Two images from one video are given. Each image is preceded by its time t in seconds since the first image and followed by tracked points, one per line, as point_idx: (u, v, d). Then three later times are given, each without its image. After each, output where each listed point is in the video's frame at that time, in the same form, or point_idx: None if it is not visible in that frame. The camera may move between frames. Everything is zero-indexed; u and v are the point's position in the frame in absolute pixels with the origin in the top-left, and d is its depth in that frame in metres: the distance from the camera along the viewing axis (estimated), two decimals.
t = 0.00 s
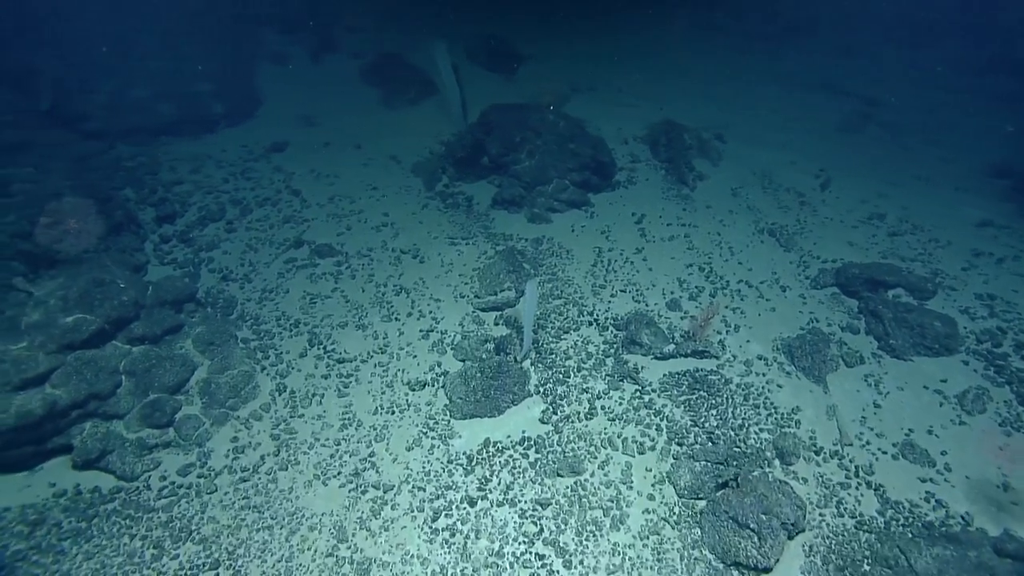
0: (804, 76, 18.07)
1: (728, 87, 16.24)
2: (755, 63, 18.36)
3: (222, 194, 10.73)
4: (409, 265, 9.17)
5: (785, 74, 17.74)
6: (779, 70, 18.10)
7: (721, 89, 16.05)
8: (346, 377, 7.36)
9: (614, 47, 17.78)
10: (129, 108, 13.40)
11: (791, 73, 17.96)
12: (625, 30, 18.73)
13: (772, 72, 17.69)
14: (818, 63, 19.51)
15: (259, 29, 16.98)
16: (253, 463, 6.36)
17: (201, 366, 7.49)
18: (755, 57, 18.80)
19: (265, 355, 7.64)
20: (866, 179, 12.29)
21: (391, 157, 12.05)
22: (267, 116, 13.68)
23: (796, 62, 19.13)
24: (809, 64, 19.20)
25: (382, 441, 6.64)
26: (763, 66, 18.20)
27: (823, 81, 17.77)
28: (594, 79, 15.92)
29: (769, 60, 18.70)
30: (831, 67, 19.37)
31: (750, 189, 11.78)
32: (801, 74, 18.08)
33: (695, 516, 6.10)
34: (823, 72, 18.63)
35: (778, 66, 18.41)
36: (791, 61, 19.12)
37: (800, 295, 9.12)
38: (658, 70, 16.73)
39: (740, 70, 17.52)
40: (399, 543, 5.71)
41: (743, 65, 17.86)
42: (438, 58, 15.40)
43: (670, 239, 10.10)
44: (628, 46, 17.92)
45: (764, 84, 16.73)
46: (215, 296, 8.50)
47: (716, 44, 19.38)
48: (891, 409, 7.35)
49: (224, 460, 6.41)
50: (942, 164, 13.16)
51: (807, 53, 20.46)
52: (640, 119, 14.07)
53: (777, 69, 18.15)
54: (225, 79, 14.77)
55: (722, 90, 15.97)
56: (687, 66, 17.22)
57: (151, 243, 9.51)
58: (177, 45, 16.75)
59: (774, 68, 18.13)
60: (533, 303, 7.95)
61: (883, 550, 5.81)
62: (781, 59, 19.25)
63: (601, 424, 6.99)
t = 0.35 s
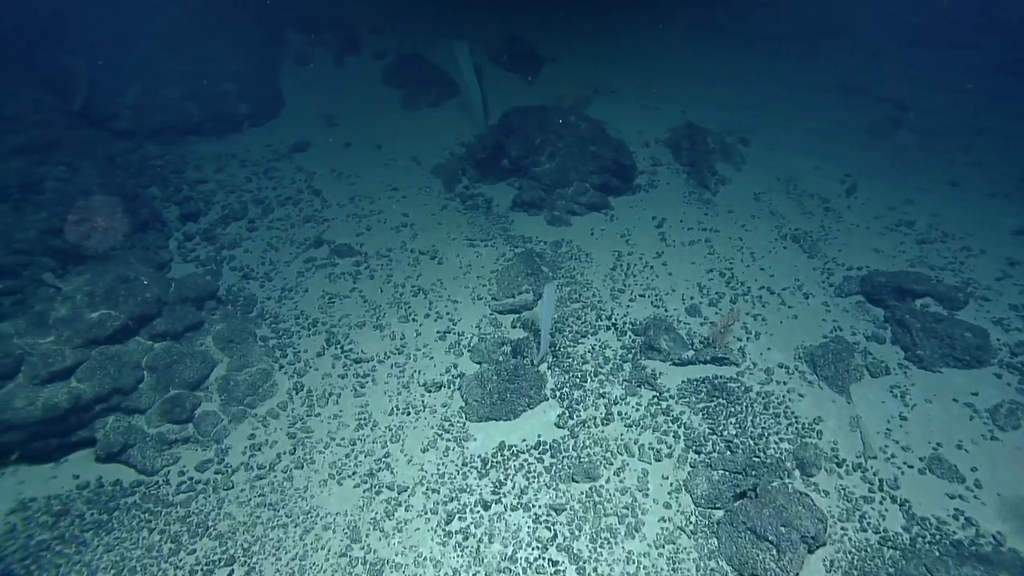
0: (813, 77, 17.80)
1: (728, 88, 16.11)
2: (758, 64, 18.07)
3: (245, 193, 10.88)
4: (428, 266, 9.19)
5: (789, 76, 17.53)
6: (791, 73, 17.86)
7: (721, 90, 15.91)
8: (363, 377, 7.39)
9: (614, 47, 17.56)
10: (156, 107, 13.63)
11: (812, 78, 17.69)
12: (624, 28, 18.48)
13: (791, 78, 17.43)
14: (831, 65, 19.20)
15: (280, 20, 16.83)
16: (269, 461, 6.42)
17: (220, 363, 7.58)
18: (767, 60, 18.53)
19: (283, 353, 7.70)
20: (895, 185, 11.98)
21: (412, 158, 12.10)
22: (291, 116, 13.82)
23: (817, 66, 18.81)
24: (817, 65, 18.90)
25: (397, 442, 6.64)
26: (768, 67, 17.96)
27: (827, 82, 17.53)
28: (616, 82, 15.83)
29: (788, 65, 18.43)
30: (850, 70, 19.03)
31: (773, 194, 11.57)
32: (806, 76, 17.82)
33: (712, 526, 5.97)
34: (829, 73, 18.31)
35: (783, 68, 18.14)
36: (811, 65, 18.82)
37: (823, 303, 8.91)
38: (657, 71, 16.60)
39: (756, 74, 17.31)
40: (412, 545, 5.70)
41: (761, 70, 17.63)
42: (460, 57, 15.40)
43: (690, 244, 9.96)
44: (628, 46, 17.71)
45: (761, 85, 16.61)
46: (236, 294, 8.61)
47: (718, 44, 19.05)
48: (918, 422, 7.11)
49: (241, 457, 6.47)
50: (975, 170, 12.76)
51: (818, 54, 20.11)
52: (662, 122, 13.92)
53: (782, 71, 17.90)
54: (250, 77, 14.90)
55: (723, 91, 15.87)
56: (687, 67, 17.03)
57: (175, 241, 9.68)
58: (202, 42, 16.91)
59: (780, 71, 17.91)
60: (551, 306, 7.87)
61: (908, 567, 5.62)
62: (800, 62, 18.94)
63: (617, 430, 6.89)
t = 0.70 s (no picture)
0: (826, 79, 17.47)
1: (736, 89, 15.91)
2: (765, 65, 17.75)
3: (266, 191, 11.01)
4: (445, 267, 9.19)
5: (798, 78, 17.22)
6: (805, 75, 17.56)
7: (734, 92, 15.73)
8: (379, 376, 7.41)
9: (614, 47, 17.34)
10: (183, 106, 13.87)
11: (834, 81, 17.39)
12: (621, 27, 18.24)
13: (810, 80, 17.12)
14: (848, 67, 18.86)
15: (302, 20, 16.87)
16: (285, 458, 6.46)
17: (239, 359, 7.66)
18: (783, 62, 18.23)
19: (301, 351, 7.75)
20: (924, 192, 11.66)
21: (431, 159, 12.13)
22: (313, 115, 13.94)
23: (836, 69, 18.50)
24: (830, 67, 18.59)
25: (411, 443, 6.64)
26: (778, 68, 17.67)
27: (832, 83, 17.23)
28: (637, 84, 15.71)
29: (807, 68, 18.11)
30: (872, 73, 18.66)
31: (797, 199, 11.35)
32: (818, 78, 17.49)
33: (728, 536, 5.85)
34: (841, 75, 17.98)
35: (793, 69, 17.83)
36: (832, 68, 18.51)
37: (847, 311, 8.69)
38: (669, 71, 16.46)
39: (772, 77, 17.05)
40: (424, 547, 5.68)
41: (780, 73, 17.35)
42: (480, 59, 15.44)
43: (711, 248, 9.81)
44: (629, 46, 17.50)
45: (774, 86, 16.38)
46: (256, 292, 8.70)
47: (722, 42, 18.65)
48: (946, 435, 6.88)
49: (257, 453, 6.52)
50: (1010, 176, 12.35)
51: (834, 56, 19.75)
52: (684, 125, 13.77)
53: (793, 73, 17.59)
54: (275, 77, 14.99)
55: (730, 92, 15.70)
56: (699, 68, 16.83)
57: (197, 238, 9.83)
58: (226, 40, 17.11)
59: (793, 72, 17.62)
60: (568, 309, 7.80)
61: None
62: (821, 65, 18.62)
63: (633, 436, 6.80)
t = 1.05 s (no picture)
0: (846, 81, 17.13)
1: (757, 91, 15.71)
2: (782, 65, 17.44)
3: (286, 189, 11.11)
4: (461, 267, 9.18)
5: (816, 80, 16.90)
6: (825, 77, 17.24)
7: (755, 94, 15.54)
8: (393, 375, 7.42)
9: (635, 48, 17.24)
10: (206, 103, 14.04)
11: (857, 84, 17.04)
12: (635, 27, 18.07)
13: (830, 82, 16.80)
14: (870, 69, 18.48)
15: (324, 18, 16.88)
16: (299, 455, 6.50)
17: (255, 356, 7.72)
18: (803, 63, 17.90)
19: (316, 349, 7.80)
20: (953, 198, 11.34)
21: (449, 159, 12.14)
22: (333, 113, 14.03)
23: (858, 71, 18.13)
24: (851, 69, 18.23)
25: (424, 443, 6.63)
26: (797, 70, 17.37)
27: (860, 86, 16.91)
28: (657, 85, 15.57)
29: (827, 70, 17.76)
30: (895, 76, 18.26)
31: (820, 204, 11.12)
32: (838, 79, 17.15)
33: (743, 546, 5.74)
34: (866, 78, 17.65)
35: (811, 70, 17.50)
36: (853, 71, 18.15)
37: (871, 319, 8.48)
38: (688, 72, 16.29)
39: (792, 79, 16.75)
40: (435, 548, 5.67)
41: (799, 75, 17.04)
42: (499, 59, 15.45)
43: (730, 253, 9.66)
44: (651, 47, 17.39)
45: (796, 89, 16.14)
46: (274, 289, 8.76)
47: (739, 41, 18.36)
48: (973, 450, 6.66)
49: (272, 450, 6.57)
50: None
51: (856, 58, 19.37)
52: (704, 128, 13.60)
53: (813, 74, 17.27)
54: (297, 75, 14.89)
55: (751, 94, 15.51)
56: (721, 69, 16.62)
57: (218, 234, 9.96)
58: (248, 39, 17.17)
59: (813, 74, 17.30)
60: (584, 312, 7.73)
61: None
62: (843, 67, 18.26)
63: (647, 442, 6.71)
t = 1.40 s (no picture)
0: (871, 84, 16.75)
1: (780, 94, 15.50)
2: (805, 68, 17.10)
3: (305, 186, 11.19)
4: (477, 267, 9.16)
5: (840, 83, 16.54)
6: (849, 79, 16.87)
7: (778, 96, 15.32)
8: (407, 374, 7.43)
9: (657, 48, 17.05)
10: (230, 97, 14.13)
11: (882, 87, 16.66)
12: (659, 26, 17.85)
13: (854, 86, 16.44)
14: (896, 72, 18.07)
15: (347, 12, 16.79)
16: (311, 451, 6.54)
17: (270, 351, 7.78)
18: (826, 65, 17.54)
19: (331, 346, 7.84)
20: (983, 206, 11.02)
21: (467, 158, 12.13)
22: (353, 110, 14.09)
23: (883, 74, 17.71)
24: (875, 72, 17.83)
25: (436, 442, 6.62)
26: (821, 72, 17.01)
27: (888, 89, 16.56)
28: (679, 86, 15.40)
29: (852, 72, 17.38)
30: (920, 79, 17.84)
31: (843, 210, 10.89)
32: (862, 82, 16.78)
33: (757, 556, 5.63)
34: (894, 82, 17.30)
35: (835, 73, 17.14)
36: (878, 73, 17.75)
37: (893, 328, 8.27)
38: (711, 73, 16.09)
39: (814, 81, 16.43)
40: (444, 548, 5.65)
41: (822, 77, 16.71)
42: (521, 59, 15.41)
43: (749, 258, 9.50)
44: (675, 46, 17.20)
45: (820, 91, 15.87)
46: (290, 285, 8.82)
47: (761, 43, 18.04)
48: (999, 465, 6.44)
49: (285, 445, 6.62)
50: None
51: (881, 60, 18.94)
52: (726, 130, 13.42)
53: (836, 77, 16.92)
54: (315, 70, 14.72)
55: (775, 96, 15.29)
56: (744, 70, 16.39)
57: (236, 229, 10.07)
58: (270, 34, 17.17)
59: (837, 76, 16.94)
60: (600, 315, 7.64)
61: None
62: (868, 70, 17.87)
63: (661, 447, 6.62)
